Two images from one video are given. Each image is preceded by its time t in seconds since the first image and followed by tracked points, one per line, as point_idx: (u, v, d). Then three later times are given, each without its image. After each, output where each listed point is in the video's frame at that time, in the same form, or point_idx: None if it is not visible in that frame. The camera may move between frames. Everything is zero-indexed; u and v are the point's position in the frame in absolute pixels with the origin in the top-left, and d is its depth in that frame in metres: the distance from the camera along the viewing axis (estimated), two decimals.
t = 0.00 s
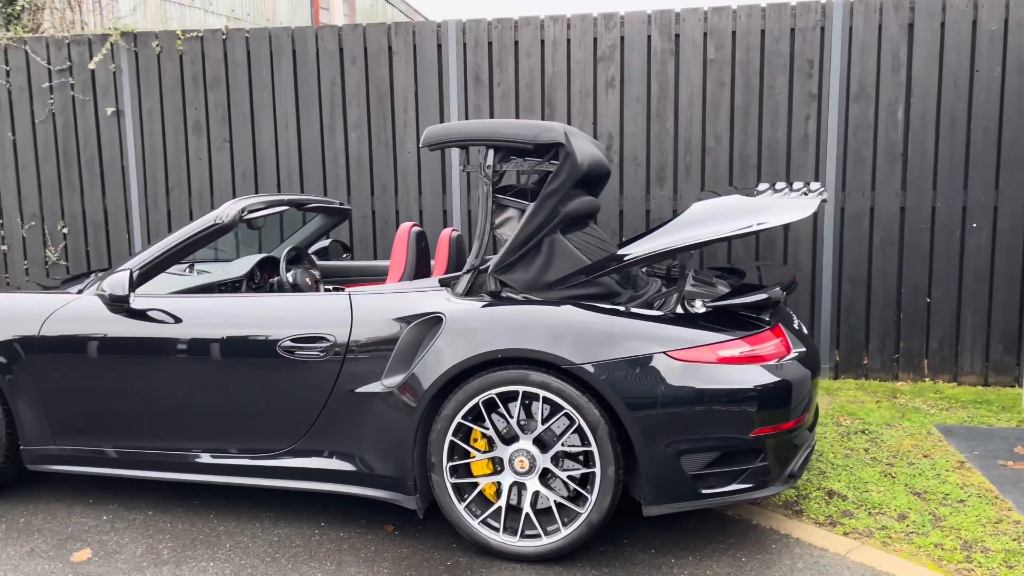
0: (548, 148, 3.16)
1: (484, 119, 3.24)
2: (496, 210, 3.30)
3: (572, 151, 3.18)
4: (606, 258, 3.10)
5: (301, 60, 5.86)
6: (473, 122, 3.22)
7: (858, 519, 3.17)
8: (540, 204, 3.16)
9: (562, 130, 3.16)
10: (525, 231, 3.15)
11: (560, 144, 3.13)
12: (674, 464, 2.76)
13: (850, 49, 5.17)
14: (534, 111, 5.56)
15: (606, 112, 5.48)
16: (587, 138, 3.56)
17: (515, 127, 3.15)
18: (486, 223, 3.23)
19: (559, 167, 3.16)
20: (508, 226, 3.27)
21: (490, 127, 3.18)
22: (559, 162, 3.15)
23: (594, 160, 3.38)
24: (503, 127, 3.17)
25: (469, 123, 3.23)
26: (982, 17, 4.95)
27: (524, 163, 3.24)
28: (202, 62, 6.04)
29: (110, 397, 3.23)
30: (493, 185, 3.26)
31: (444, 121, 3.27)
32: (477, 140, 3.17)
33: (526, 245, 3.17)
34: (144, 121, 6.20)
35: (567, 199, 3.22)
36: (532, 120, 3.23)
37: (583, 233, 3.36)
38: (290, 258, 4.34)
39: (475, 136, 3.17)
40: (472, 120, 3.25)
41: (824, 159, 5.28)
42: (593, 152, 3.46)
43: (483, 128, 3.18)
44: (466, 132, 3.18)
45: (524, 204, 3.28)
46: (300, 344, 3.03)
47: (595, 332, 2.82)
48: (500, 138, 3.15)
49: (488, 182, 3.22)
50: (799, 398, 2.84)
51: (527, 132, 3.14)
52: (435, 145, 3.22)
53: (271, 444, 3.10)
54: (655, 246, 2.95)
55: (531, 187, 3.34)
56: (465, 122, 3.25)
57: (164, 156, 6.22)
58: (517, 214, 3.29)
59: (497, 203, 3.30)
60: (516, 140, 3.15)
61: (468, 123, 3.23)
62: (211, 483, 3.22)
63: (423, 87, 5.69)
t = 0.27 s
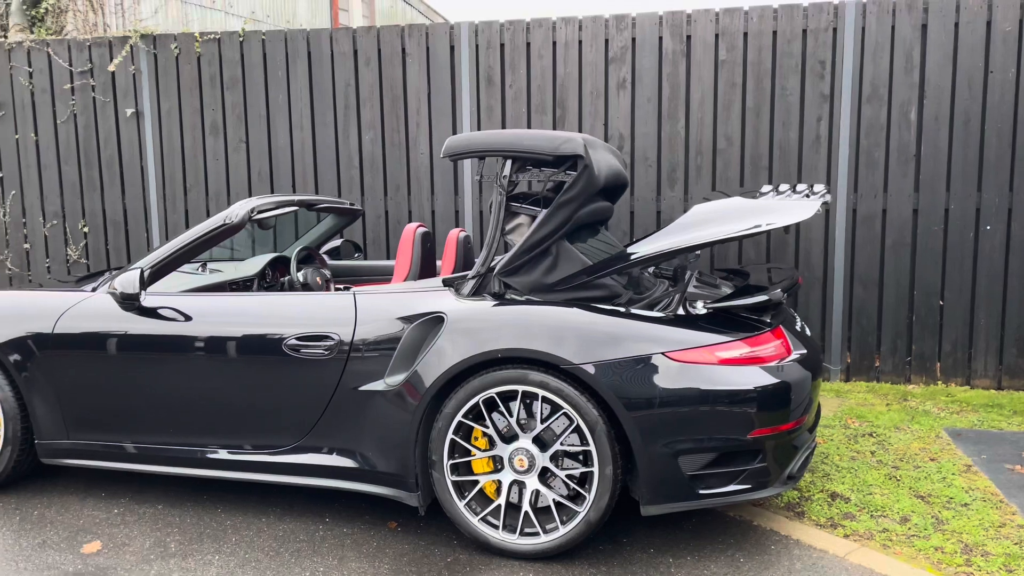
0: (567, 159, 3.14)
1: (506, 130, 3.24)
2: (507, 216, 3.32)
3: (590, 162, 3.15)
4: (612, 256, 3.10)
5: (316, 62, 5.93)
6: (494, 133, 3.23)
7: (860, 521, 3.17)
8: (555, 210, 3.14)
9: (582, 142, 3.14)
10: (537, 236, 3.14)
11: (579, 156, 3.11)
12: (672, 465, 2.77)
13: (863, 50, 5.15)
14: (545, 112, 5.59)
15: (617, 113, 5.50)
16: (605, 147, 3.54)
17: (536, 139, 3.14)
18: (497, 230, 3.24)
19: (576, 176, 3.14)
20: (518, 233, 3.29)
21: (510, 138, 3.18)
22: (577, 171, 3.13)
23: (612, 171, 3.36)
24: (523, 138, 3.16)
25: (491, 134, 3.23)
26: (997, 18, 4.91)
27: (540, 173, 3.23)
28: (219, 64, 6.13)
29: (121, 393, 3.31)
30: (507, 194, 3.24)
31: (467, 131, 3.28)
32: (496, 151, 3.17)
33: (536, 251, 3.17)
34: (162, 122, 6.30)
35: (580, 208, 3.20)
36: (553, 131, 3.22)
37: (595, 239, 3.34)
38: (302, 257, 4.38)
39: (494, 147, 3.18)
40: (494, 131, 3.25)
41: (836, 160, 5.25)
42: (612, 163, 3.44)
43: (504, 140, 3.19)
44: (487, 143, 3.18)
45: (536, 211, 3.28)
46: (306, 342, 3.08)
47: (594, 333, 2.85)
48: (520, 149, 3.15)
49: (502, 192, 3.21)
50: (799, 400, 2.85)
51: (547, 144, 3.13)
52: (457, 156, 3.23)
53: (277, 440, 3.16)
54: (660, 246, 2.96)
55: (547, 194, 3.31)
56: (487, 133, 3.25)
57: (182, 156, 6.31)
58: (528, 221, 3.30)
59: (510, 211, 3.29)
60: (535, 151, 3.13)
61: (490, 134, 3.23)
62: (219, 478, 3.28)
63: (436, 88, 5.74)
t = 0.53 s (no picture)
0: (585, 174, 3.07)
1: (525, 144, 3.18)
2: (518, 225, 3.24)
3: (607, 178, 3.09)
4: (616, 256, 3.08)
5: (330, 64, 5.99)
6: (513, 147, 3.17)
7: (862, 525, 3.15)
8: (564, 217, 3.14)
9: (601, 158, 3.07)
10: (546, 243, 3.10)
11: (597, 172, 3.04)
12: (669, 467, 2.78)
13: (876, 52, 5.11)
14: (556, 113, 5.61)
15: (628, 114, 5.50)
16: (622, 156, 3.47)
17: (555, 154, 3.08)
18: (507, 238, 3.21)
19: (592, 192, 3.08)
20: (528, 241, 3.21)
21: (529, 153, 3.12)
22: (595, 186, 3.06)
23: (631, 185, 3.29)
24: (542, 153, 3.10)
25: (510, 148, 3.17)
26: (1012, 19, 4.86)
27: (554, 185, 3.16)
28: (236, 66, 6.21)
29: (130, 390, 3.37)
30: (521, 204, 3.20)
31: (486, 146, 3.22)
32: (514, 166, 3.11)
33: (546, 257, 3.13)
34: (179, 123, 6.39)
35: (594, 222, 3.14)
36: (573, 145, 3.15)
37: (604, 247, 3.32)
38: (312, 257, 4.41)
39: (512, 161, 3.12)
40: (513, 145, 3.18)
41: (848, 162, 5.22)
42: (631, 178, 3.37)
43: (522, 154, 3.13)
44: (504, 158, 3.13)
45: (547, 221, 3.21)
46: (309, 342, 3.12)
47: (593, 334, 2.86)
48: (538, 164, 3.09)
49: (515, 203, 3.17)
50: (798, 403, 2.85)
51: (566, 159, 3.07)
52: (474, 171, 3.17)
53: (281, 438, 3.20)
54: (665, 246, 2.94)
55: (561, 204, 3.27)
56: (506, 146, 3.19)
57: (199, 157, 6.40)
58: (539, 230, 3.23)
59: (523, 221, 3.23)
60: (553, 166, 3.07)
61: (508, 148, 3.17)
62: (225, 474, 3.33)
63: (448, 90, 5.78)
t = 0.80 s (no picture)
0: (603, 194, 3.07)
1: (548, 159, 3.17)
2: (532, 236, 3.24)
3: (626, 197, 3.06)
4: (621, 256, 3.06)
5: (346, 65, 6.04)
6: (535, 162, 3.17)
7: (865, 530, 3.12)
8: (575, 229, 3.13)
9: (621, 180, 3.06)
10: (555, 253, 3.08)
11: (616, 192, 3.03)
12: (666, 469, 2.77)
13: (893, 51, 5.05)
14: (570, 113, 5.61)
15: (641, 115, 5.49)
16: (643, 172, 3.44)
17: (575, 172, 3.07)
18: (517, 248, 3.21)
19: (609, 210, 3.06)
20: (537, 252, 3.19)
21: (551, 170, 3.11)
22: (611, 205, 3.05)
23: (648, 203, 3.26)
24: (563, 171, 3.09)
25: (533, 163, 3.17)
26: None
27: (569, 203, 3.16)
28: (253, 67, 6.28)
29: (138, 386, 3.42)
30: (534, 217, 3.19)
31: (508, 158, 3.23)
32: (533, 183, 3.12)
33: (553, 265, 3.11)
34: (198, 123, 6.48)
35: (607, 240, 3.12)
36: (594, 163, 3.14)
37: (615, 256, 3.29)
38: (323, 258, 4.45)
39: (531, 179, 3.12)
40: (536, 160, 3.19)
41: (863, 163, 5.16)
42: (652, 199, 3.34)
43: (544, 170, 3.12)
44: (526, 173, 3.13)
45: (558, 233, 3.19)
46: (312, 340, 3.16)
47: (590, 336, 2.86)
48: (558, 182, 3.08)
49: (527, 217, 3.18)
50: (798, 406, 2.82)
51: (586, 178, 3.06)
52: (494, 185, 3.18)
53: (283, 436, 3.24)
54: (667, 247, 2.92)
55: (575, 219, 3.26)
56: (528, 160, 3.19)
57: (217, 157, 6.48)
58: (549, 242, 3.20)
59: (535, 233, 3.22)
60: (571, 184, 3.07)
61: (531, 163, 3.17)
62: (229, 470, 3.38)
63: (462, 91, 5.81)
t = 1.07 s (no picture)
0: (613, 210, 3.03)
1: (558, 173, 3.14)
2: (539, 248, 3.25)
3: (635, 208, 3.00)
4: (617, 257, 3.01)
5: (358, 64, 6.08)
6: (546, 176, 3.14)
7: (865, 535, 3.08)
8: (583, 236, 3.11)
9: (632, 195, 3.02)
10: (560, 259, 3.04)
11: (626, 209, 2.98)
12: (660, 470, 2.76)
13: (906, 50, 4.98)
14: (580, 113, 5.61)
15: (651, 114, 5.46)
16: (659, 186, 3.41)
17: (585, 187, 3.04)
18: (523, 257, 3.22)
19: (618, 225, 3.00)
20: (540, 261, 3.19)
21: (561, 184, 3.08)
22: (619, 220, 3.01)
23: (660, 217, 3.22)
24: (573, 186, 3.07)
25: (543, 176, 3.15)
26: None
27: (577, 216, 3.15)
28: (268, 66, 6.34)
29: (143, 382, 3.47)
30: (540, 229, 3.19)
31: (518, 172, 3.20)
32: (542, 198, 3.10)
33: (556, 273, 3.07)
34: (213, 122, 6.55)
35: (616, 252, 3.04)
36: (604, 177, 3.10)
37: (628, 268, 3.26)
38: (330, 256, 4.39)
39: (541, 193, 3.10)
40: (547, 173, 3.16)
41: (876, 164, 5.10)
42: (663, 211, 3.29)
43: (553, 185, 3.10)
44: (536, 187, 3.11)
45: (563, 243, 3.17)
46: (311, 338, 3.18)
47: (585, 335, 2.86)
48: (567, 198, 3.06)
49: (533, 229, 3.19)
50: (795, 408, 2.80)
51: (595, 193, 3.02)
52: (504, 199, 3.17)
53: (284, 432, 3.27)
54: (666, 245, 2.89)
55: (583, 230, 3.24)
56: (539, 174, 3.17)
57: (232, 155, 6.54)
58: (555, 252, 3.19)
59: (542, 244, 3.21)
60: (582, 200, 3.04)
61: (541, 177, 3.15)
62: (231, 466, 3.41)
63: (473, 91, 5.83)
